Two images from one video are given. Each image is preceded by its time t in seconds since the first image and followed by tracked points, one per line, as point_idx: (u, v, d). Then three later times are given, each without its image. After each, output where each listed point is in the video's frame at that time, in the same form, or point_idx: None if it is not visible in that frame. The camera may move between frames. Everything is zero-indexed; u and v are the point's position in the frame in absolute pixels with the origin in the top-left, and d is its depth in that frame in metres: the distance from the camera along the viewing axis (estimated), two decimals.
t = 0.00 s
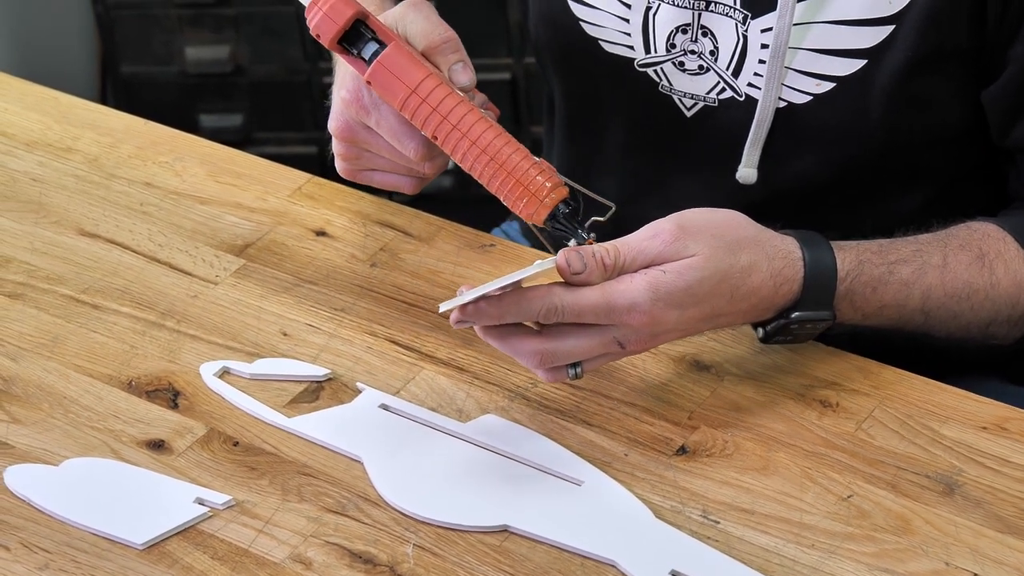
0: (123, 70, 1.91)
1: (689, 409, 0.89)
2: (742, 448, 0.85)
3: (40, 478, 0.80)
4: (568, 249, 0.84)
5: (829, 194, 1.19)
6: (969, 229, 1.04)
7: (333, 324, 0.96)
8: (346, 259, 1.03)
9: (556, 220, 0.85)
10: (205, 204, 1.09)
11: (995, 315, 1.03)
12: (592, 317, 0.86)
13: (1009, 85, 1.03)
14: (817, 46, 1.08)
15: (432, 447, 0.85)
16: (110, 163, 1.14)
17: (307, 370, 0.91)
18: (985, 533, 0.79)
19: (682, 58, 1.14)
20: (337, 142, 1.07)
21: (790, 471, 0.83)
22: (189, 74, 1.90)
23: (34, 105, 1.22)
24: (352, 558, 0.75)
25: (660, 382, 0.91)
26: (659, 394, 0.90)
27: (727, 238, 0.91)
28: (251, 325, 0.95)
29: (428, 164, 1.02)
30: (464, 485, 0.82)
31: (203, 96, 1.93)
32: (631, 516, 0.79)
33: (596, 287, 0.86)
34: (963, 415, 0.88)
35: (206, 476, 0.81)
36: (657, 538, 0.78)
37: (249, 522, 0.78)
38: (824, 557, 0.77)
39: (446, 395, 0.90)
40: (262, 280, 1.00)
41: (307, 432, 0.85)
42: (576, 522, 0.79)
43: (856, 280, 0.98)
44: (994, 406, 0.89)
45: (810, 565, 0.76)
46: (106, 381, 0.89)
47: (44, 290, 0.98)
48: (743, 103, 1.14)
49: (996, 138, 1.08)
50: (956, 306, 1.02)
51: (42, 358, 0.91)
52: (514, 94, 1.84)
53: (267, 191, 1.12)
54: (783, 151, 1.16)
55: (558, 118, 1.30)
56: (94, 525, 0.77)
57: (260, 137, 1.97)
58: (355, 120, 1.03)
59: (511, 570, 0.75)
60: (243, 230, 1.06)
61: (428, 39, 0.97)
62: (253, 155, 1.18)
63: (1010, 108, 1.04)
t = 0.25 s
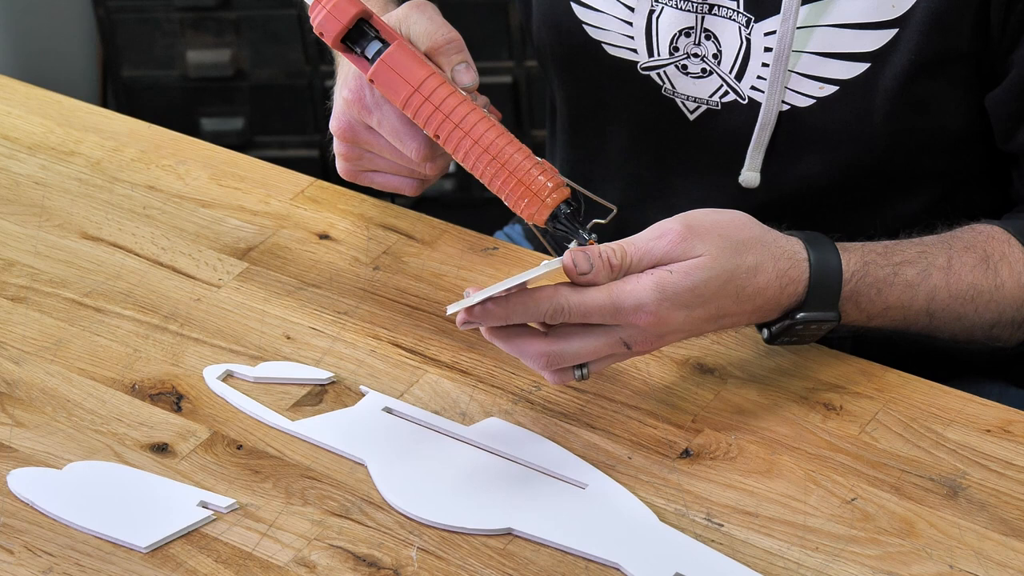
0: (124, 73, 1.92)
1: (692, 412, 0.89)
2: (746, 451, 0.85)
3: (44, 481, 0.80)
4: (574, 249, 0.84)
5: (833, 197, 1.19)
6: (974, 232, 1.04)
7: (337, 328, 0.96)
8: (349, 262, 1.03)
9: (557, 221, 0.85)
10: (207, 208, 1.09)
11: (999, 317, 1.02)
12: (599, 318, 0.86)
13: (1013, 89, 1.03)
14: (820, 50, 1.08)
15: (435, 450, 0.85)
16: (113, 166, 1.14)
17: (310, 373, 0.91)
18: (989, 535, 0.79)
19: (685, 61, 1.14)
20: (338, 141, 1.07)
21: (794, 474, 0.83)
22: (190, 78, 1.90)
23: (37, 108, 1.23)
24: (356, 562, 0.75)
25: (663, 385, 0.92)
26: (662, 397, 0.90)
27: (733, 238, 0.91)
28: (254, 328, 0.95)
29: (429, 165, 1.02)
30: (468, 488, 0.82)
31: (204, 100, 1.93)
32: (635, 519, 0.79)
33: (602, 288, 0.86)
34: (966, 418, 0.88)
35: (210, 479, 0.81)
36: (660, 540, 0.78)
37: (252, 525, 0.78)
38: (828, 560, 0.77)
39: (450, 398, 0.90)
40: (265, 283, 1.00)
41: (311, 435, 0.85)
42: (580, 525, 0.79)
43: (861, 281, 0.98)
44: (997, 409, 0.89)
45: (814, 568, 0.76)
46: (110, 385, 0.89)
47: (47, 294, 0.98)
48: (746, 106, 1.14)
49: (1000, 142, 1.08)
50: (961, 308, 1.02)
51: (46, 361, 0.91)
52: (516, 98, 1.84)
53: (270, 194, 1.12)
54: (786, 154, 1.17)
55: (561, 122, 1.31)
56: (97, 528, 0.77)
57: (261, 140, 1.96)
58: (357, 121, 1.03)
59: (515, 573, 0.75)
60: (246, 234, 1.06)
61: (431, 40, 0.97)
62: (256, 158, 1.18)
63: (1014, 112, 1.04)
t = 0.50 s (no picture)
0: (126, 75, 1.91)
1: (695, 414, 0.89)
2: (749, 454, 0.85)
3: (47, 484, 0.80)
4: (573, 244, 0.85)
5: (836, 197, 1.19)
6: (977, 230, 1.04)
7: (340, 330, 0.96)
8: (351, 265, 1.04)
9: (554, 217, 0.85)
10: (210, 210, 1.09)
11: (1002, 316, 1.03)
12: (600, 313, 0.86)
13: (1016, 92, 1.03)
14: (825, 53, 1.08)
15: (438, 452, 0.85)
16: (115, 169, 1.14)
17: (313, 376, 0.91)
18: (991, 538, 0.79)
19: (688, 65, 1.14)
20: (336, 142, 1.07)
21: (797, 476, 0.84)
22: (191, 80, 1.90)
23: (39, 111, 1.23)
24: (359, 564, 0.75)
25: (666, 387, 0.92)
26: (665, 399, 0.90)
27: (733, 233, 0.91)
28: (257, 331, 0.95)
29: (427, 165, 1.02)
30: (471, 490, 0.82)
31: (206, 102, 1.93)
32: (638, 522, 0.79)
33: (602, 283, 0.87)
34: (969, 420, 0.88)
35: (213, 482, 0.81)
36: (663, 543, 0.78)
37: (255, 528, 0.78)
38: (831, 563, 0.77)
39: (452, 400, 0.90)
40: (268, 286, 1.00)
41: (314, 437, 0.85)
42: (583, 528, 0.79)
43: (863, 278, 0.98)
44: (999, 411, 0.89)
45: (817, 570, 0.76)
46: (112, 387, 0.89)
47: (49, 296, 0.98)
48: (751, 110, 1.15)
49: (1003, 142, 1.08)
50: (963, 306, 1.02)
51: (48, 364, 0.91)
52: (517, 101, 1.85)
53: (273, 197, 1.12)
54: (789, 156, 1.17)
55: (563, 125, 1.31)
56: (100, 531, 0.77)
57: (262, 143, 1.97)
58: (354, 119, 1.03)
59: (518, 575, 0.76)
60: (249, 237, 1.06)
61: (430, 39, 0.97)
62: (259, 161, 1.18)
63: (1017, 116, 1.05)
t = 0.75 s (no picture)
0: (123, 77, 1.91)
1: (693, 415, 0.89)
2: (747, 455, 0.85)
3: (45, 485, 0.80)
4: (583, 249, 0.85)
5: (838, 200, 1.20)
6: (981, 232, 1.04)
7: (338, 331, 0.96)
8: (350, 266, 1.04)
9: (567, 226, 0.85)
10: (208, 211, 1.09)
11: (1006, 317, 1.03)
12: (609, 318, 0.86)
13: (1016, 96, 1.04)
14: (825, 55, 1.08)
15: (437, 453, 0.85)
16: (113, 170, 1.14)
17: (311, 377, 0.91)
18: (990, 538, 0.79)
19: (688, 67, 1.14)
20: (344, 149, 1.07)
21: (795, 477, 0.84)
22: (188, 81, 1.90)
23: (37, 112, 1.23)
24: (357, 565, 0.75)
25: (665, 389, 0.92)
26: (664, 401, 0.90)
27: (741, 236, 0.91)
28: (256, 331, 0.95)
29: (434, 171, 1.01)
30: (469, 491, 0.82)
31: (203, 104, 1.93)
32: (637, 522, 0.79)
33: (610, 287, 0.87)
34: (967, 421, 0.88)
35: (211, 483, 0.81)
36: (662, 543, 0.78)
37: (254, 529, 0.78)
38: (829, 563, 0.77)
39: (451, 401, 0.90)
40: (266, 286, 1.00)
41: (312, 438, 0.85)
42: (581, 529, 0.79)
43: (870, 280, 0.98)
44: (998, 412, 0.89)
45: (815, 571, 0.76)
46: (110, 388, 0.89)
47: (47, 297, 0.98)
48: (750, 112, 1.15)
49: (1003, 144, 1.08)
50: (968, 308, 1.02)
51: (46, 365, 0.91)
52: (515, 102, 1.85)
53: (271, 198, 1.12)
54: (788, 158, 1.17)
55: (563, 127, 1.31)
56: (98, 532, 0.77)
57: (260, 143, 1.97)
58: (362, 127, 1.03)
59: None
60: (247, 237, 1.06)
61: (437, 46, 0.97)
62: (257, 162, 1.18)
63: (1017, 119, 1.05)
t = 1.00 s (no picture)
0: (121, 80, 1.91)
1: (694, 416, 0.89)
2: (748, 456, 0.86)
3: (47, 487, 0.80)
4: (576, 243, 0.85)
5: (835, 200, 1.20)
6: (977, 232, 1.05)
7: (339, 333, 0.96)
8: (350, 268, 1.04)
9: (552, 222, 0.85)
10: (208, 214, 1.09)
11: (1001, 318, 1.03)
12: (603, 313, 0.86)
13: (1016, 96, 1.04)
14: (825, 56, 1.08)
15: (438, 455, 0.85)
16: (113, 172, 1.14)
17: (312, 379, 0.91)
18: (991, 540, 0.79)
19: (688, 68, 1.15)
20: (336, 146, 1.07)
21: (796, 478, 0.84)
22: (187, 84, 1.90)
23: (37, 115, 1.23)
24: (359, 567, 0.75)
25: (664, 390, 0.92)
26: (664, 402, 0.90)
27: (734, 232, 0.91)
28: (256, 334, 0.95)
29: (427, 169, 1.02)
30: (469, 493, 0.82)
31: (202, 106, 1.94)
32: (638, 524, 0.79)
33: (604, 282, 0.86)
34: (968, 423, 0.88)
35: (212, 485, 0.81)
36: (663, 545, 0.78)
37: (255, 531, 0.78)
38: (831, 565, 0.77)
39: (452, 403, 0.90)
40: (266, 289, 1.00)
41: (313, 440, 0.85)
42: (582, 531, 0.79)
43: (865, 278, 0.98)
44: (998, 413, 0.89)
45: (816, 572, 0.76)
46: (111, 391, 0.89)
47: (48, 300, 0.98)
48: (749, 112, 1.15)
49: (1003, 145, 1.08)
50: (963, 307, 1.02)
51: (47, 367, 0.91)
52: (514, 105, 1.85)
53: (271, 201, 1.12)
54: (787, 158, 1.17)
55: (560, 128, 1.31)
56: (99, 534, 0.77)
57: (258, 146, 1.97)
58: (354, 124, 1.03)
59: None
60: (247, 240, 1.06)
61: (429, 43, 0.97)
62: (257, 164, 1.18)
63: (1017, 120, 1.05)
